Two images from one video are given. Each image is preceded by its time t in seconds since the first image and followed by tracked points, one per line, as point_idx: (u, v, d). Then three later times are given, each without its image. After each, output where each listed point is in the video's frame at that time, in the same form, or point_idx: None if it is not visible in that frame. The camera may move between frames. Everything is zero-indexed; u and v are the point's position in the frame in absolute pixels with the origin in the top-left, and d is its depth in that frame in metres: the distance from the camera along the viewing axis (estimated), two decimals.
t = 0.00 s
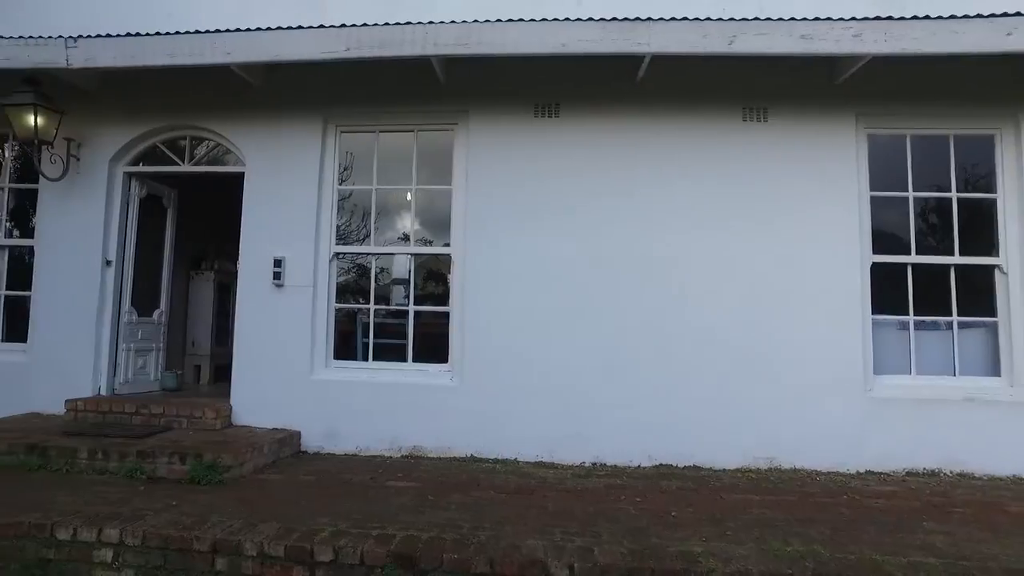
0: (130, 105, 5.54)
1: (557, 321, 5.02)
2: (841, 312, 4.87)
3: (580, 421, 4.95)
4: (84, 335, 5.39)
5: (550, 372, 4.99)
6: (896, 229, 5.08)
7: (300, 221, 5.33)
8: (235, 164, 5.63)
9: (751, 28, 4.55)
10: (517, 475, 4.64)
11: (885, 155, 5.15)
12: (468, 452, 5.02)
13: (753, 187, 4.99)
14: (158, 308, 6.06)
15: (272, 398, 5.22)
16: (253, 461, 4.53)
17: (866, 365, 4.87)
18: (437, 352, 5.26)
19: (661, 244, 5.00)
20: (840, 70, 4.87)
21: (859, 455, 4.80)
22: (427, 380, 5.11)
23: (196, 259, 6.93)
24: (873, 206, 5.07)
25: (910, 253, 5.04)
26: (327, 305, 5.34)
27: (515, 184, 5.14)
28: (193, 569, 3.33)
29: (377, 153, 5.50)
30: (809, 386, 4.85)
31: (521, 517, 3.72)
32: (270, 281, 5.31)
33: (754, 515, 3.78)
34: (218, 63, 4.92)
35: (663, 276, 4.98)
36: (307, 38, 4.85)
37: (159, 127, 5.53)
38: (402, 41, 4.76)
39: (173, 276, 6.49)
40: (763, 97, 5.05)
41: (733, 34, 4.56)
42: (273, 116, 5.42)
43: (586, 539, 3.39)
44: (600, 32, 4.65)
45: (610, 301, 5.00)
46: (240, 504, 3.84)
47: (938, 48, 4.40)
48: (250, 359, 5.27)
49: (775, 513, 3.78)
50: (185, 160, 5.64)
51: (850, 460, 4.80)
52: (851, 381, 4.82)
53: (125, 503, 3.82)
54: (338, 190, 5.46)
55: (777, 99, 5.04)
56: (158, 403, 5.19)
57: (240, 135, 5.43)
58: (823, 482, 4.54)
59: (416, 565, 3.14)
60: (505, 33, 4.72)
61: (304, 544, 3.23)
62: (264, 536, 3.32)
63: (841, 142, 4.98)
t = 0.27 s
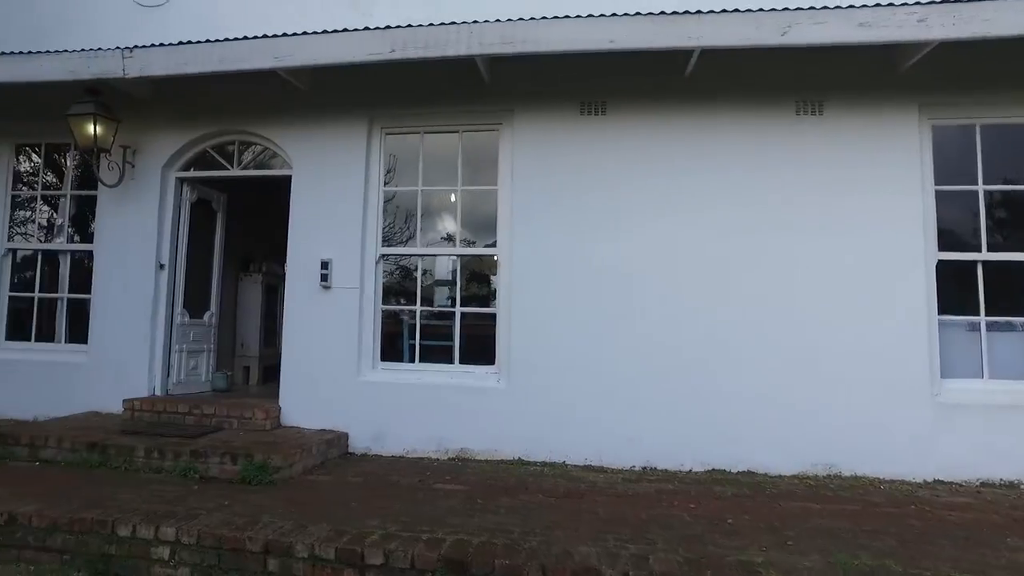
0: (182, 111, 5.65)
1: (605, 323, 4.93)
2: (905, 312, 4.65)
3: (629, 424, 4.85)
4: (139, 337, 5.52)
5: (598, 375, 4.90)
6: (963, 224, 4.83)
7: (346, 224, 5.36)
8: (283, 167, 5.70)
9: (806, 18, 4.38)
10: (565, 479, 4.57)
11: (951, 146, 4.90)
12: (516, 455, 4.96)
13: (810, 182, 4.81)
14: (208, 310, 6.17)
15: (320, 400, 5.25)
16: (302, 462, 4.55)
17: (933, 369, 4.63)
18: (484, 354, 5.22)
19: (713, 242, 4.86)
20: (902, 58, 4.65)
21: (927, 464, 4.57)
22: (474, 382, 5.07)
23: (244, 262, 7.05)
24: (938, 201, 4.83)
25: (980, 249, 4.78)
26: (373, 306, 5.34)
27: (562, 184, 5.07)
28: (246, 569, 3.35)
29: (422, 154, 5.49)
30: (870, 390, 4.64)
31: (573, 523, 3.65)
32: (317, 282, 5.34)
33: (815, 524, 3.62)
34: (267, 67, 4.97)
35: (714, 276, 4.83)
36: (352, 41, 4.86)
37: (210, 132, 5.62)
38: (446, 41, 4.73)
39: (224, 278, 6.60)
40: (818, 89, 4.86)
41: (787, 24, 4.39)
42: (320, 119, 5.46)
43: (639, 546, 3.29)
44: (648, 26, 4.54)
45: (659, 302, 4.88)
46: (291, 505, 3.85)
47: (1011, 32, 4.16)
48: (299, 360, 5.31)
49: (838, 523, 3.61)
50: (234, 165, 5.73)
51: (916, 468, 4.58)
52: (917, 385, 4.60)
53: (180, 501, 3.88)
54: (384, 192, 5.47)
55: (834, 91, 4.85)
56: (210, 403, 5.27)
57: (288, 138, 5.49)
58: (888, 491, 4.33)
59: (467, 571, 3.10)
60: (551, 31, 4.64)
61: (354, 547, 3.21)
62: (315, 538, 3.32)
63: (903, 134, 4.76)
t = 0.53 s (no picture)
0: (234, 117, 5.75)
1: (657, 325, 4.81)
2: (980, 313, 4.39)
3: (683, 429, 4.71)
4: (194, 339, 5.63)
5: (650, 379, 4.78)
6: None
7: (394, 226, 5.36)
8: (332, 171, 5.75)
9: (869, 4, 4.17)
10: (617, 484, 4.46)
11: None
12: (566, 459, 4.88)
13: (874, 177, 4.59)
14: (259, 312, 6.26)
15: (369, 401, 5.26)
16: (352, 464, 4.56)
17: (1013, 374, 4.35)
18: (533, 356, 5.15)
19: (770, 241, 4.68)
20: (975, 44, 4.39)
21: (1006, 475, 4.29)
22: (523, 385, 5.01)
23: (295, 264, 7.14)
24: (1015, 194, 4.54)
25: None
26: (421, 309, 5.33)
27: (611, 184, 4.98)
28: (298, 571, 3.36)
29: (469, 155, 5.45)
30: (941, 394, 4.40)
31: (626, 531, 3.54)
32: (366, 285, 5.36)
33: (885, 537, 3.43)
34: (315, 72, 5.00)
35: (771, 276, 4.66)
36: (399, 43, 4.85)
37: (261, 137, 5.70)
38: (493, 40, 4.68)
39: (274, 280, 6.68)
40: (882, 78, 4.63)
41: (849, 10, 4.19)
42: (368, 121, 5.48)
43: (697, 556, 3.17)
44: (700, 18, 4.40)
45: (713, 303, 4.74)
46: (341, 507, 3.85)
47: None
48: (348, 362, 5.33)
49: (911, 537, 3.41)
50: (284, 169, 5.80)
51: (994, 480, 4.31)
52: (994, 391, 4.33)
53: (234, 501, 3.92)
54: (431, 194, 5.45)
55: (899, 81, 4.62)
56: (262, 404, 5.34)
57: (337, 142, 5.53)
58: (964, 503, 4.08)
59: None
60: (599, 26, 4.55)
61: (405, 552, 3.18)
62: (366, 541, 3.30)
63: (976, 123, 4.49)
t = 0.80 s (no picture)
0: (286, 121, 5.83)
1: (714, 326, 4.67)
2: None
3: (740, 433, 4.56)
4: (249, 341, 5.73)
5: (707, 382, 4.64)
6: None
7: (444, 227, 5.34)
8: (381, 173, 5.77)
9: None
10: (673, 489, 4.32)
11: None
12: (619, 463, 4.78)
13: (946, 170, 4.35)
14: (311, 314, 6.32)
15: (419, 403, 5.24)
16: (403, 466, 4.55)
17: None
18: (585, 357, 5.07)
19: (834, 239, 4.49)
20: None
21: None
22: (575, 387, 4.93)
23: (345, 266, 7.19)
24: None
25: None
26: (471, 310, 5.29)
27: (665, 181, 4.85)
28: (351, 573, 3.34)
29: (518, 154, 5.39)
30: (1022, 400, 4.16)
31: (685, 540, 3.42)
32: (417, 286, 5.35)
33: (965, 553, 3.21)
34: (365, 75, 5.02)
35: (835, 275, 4.47)
36: (448, 43, 4.82)
37: (312, 141, 5.77)
38: (542, 38, 4.61)
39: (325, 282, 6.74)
40: (954, 64, 4.38)
41: None
42: (416, 122, 5.48)
43: (761, 568, 3.02)
44: (757, 7, 4.23)
45: (773, 303, 4.57)
46: (394, 509, 3.84)
47: None
48: (398, 364, 5.34)
49: (994, 553, 3.19)
50: (335, 172, 5.85)
51: None
52: None
53: (288, 502, 3.95)
54: (481, 194, 5.41)
55: (973, 64, 4.35)
56: (314, 405, 5.39)
57: (386, 144, 5.54)
58: None
59: None
60: (651, 20, 4.42)
61: (458, 557, 3.14)
62: (418, 545, 3.27)
63: None
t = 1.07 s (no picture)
0: (339, 125, 5.89)
1: (777, 327, 4.50)
2: None
3: (806, 438, 4.38)
4: (304, 342, 5.80)
5: (770, 384, 4.48)
6: None
7: (496, 227, 5.30)
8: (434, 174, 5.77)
9: None
10: (735, 495, 4.16)
11: None
12: (677, 466, 4.66)
13: None
14: (365, 315, 6.35)
15: (474, 404, 5.23)
16: (457, 467, 4.53)
17: None
18: (642, 358, 4.96)
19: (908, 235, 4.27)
20: None
21: None
22: (632, 389, 4.82)
23: (398, 268, 7.22)
24: None
25: None
26: (525, 310, 5.24)
27: (723, 178, 4.71)
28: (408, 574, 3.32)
29: (571, 152, 5.31)
30: None
31: (751, 548, 3.28)
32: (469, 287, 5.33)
33: None
34: (416, 76, 5.02)
35: (908, 273, 4.25)
36: (499, 41, 4.77)
37: (364, 143, 5.81)
38: (595, 33, 4.52)
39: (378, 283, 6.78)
40: None
41: None
42: (468, 123, 5.46)
43: None
44: None
45: (841, 303, 4.37)
46: (450, 511, 3.81)
47: None
48: (452, 364, 5.34)
49: None
50: (387, 173, 5.88)
51: None
52: None
53: (345, 501, 3.96)
54: (533, 194, 5.35)
55: None
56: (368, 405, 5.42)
57: (438, 145, 5.54)
58: None
59: None
60: (708, 10, 4.28)
61: (516, 561, 3.08)
62: (476, 547, 3.23)
63: None
